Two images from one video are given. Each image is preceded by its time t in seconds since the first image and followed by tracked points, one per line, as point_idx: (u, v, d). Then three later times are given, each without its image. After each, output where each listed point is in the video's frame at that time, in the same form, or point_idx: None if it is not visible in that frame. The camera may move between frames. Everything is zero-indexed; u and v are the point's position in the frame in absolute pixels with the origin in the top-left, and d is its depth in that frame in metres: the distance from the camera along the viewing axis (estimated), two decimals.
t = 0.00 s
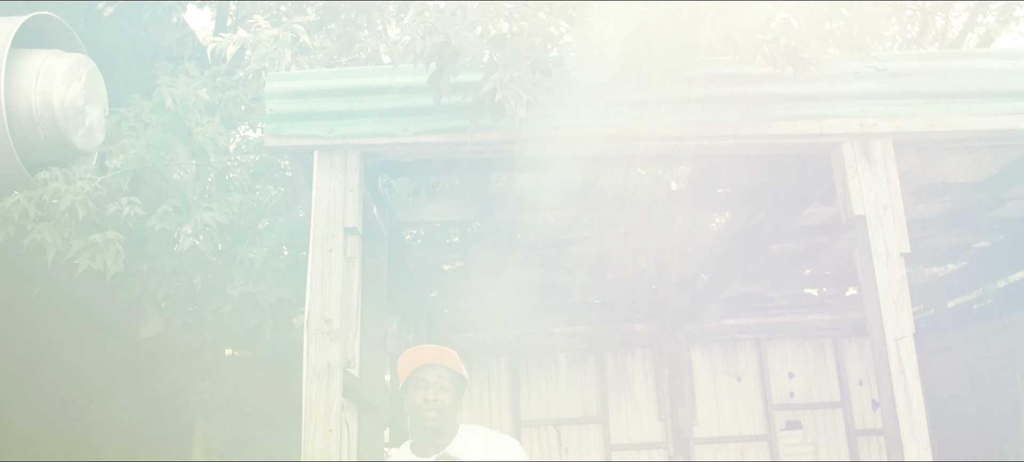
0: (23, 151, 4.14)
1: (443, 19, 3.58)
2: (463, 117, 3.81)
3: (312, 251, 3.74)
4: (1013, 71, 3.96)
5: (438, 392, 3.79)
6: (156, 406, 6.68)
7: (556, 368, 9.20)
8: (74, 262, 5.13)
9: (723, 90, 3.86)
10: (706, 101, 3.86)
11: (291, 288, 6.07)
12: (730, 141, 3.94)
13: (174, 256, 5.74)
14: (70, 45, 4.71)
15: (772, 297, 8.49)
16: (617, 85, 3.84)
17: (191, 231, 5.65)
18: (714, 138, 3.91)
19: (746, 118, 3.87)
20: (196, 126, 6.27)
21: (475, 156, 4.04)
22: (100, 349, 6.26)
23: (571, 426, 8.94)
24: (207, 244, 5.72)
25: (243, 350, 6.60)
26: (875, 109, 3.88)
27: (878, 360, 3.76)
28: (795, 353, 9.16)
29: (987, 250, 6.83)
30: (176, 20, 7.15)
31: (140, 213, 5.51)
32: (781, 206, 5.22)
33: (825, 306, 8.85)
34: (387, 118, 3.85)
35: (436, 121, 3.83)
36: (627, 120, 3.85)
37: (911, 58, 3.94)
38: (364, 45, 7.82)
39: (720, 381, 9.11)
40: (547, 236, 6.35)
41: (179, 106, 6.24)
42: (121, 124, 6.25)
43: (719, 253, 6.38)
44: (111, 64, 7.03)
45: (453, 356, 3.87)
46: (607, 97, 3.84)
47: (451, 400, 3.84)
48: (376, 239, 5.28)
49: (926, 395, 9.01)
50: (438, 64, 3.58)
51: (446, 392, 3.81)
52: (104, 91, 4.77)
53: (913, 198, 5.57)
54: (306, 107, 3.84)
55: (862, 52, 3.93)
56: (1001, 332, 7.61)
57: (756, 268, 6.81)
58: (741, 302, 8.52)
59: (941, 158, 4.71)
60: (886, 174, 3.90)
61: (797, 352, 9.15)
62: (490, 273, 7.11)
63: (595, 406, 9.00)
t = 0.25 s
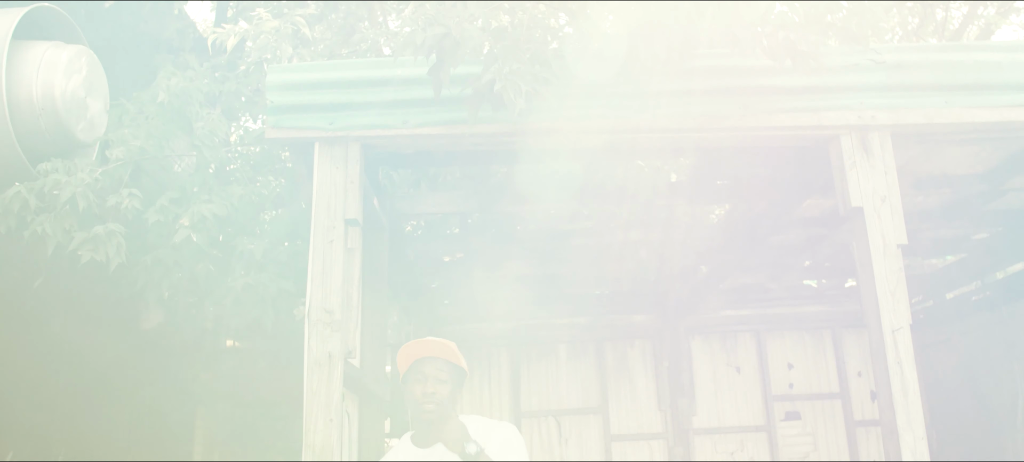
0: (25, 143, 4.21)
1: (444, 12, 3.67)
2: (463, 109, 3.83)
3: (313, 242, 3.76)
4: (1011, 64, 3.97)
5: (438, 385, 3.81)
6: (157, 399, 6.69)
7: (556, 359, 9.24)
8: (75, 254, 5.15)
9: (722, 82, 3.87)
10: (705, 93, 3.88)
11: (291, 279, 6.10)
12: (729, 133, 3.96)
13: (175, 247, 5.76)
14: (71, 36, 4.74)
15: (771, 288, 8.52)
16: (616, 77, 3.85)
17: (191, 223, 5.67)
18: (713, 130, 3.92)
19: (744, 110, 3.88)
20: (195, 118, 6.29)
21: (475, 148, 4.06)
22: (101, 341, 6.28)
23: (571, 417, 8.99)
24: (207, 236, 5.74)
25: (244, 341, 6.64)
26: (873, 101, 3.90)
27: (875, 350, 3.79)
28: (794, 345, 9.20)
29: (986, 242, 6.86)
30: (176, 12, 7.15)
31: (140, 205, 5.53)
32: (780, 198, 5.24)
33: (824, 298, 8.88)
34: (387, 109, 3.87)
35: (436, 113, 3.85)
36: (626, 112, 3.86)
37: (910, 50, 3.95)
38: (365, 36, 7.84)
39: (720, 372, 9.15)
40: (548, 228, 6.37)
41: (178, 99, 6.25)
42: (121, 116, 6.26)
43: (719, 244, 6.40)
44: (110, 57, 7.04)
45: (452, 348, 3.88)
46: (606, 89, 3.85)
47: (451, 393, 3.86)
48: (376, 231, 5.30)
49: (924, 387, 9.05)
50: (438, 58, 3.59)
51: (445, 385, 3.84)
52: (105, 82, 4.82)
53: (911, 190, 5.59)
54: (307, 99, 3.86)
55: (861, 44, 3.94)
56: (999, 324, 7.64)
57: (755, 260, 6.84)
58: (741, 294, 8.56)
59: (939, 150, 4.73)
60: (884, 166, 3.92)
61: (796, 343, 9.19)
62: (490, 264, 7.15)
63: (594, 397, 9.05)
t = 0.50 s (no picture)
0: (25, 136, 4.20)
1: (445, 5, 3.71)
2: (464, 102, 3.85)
3: (314, 235, 3.79)
4: (1008, 57, 3.99)
5: (434, 379, 3.85)
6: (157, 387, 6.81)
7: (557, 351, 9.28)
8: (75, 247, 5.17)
9: (721, 75, 3.89)
10: (704, 87, 3.90)
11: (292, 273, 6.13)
12: (727, 127, 3.98)
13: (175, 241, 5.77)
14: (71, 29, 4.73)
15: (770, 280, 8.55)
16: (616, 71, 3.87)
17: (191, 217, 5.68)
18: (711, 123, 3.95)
19: (743, 104, 3.90)
20: (195, 112, 6.29)
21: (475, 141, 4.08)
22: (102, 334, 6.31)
23: (571, 409, 9.03)
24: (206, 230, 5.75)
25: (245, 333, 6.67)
26: (870, 94, 3.92)
27: (872, 342, 3.82)
28: (793, 337, 9.24)
29: (985, 234, 6.88)
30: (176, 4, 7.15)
31: (140, 198, 5.55)
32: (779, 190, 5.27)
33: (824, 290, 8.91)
34: (388, 103, 3.89)
35: (436, 107, 3.87)
36: (625, 105, 3.89)
37: (908, 44, 3.97)
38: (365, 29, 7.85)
39: (719, 364, 9.19)
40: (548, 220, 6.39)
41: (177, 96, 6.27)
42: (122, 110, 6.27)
43: (718, 236, 6.43)
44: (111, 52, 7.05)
45: (445, 341, 3.89)
46: (605, 82, 3.87)
47: (449, 386, 3.89)
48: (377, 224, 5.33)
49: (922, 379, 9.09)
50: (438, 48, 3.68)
51: (442, 378, 3.87)
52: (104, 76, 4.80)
53: (910, 182, 5.62)
54: (308, 92, 3.88)
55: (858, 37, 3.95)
56: (997, 315, 7.68)
57: (754, 252, 6.87)
58: (740, 286, 8.59)
59: (937, 143, 4.75)
60: (881, 159, 3.94)
61: (795, 335, 9.23)
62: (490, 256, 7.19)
63: (594, 388, 9.09)
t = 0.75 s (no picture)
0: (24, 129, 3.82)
1: None
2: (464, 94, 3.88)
3: (314, 226, 3.82)
4: (1006, 49, 4.00)
5: (430, 370, 3.90)
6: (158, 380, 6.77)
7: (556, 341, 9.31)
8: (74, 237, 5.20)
9: (719, 67, 3.91)
10: (703, 79, 3.92)
11: (293, 263, 6.16)
12: (726, 118, 4.01)
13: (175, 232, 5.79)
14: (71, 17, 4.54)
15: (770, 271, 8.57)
16: (615, 62, 3.88)
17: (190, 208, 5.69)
18: (709, 115, 3.97)
19: (741, 96, 3.93)
20: (196, 103, 6.29)
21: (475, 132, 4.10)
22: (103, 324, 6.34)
23: (570, 399, 9.07)
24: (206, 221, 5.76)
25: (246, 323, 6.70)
26: (868, 86, 3.95)
27: (868, 332, 3.84)
28: (792, 327, 9.27)
29: (983, 226, 6.91)
30: None
31: (139, 189, 5.56)
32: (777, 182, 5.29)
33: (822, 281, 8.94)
34: (387, 94, 3.91)
35: (436, 98, 3.89)
36: (625, 97, 3.91)
37: (906, 36, 3.98)
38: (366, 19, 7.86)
39: (718, 355, 9.23)
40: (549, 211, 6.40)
41: (177, 85, 6.25)
42: (122, 101, 6.28)
43: (717, 228, 6.45)
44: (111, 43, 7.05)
45: (441, 333, 3.92)
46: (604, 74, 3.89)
47: (446, 377, 3.93)
48: (377, 215, 5.35)
49: (920, 370, 9.13)
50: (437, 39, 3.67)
51: (438, 370, 3.92)
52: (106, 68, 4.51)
53: (909, 174, 5.63)
54: (307, 84, 3.90)
55: (857, 29, 3.96)
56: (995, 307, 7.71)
57: (753, 243, 6.89)
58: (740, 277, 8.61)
59: (935, 135, 4.77)
60: (878, 150, 3.97)
61: (794, 326, 9.27)
62: (490, 247, 7.21)
63: (594, 379, 9.13)
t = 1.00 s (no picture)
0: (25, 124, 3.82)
1: None
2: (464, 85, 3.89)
3: (315, 217, 3.85)
4: (1004, 40, 4.02)
5: (429, 362, 3.93)
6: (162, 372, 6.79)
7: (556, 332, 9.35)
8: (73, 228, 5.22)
9: (718, 59, 3.93)
10: (701, 70, 3.93)
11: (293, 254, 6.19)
12: (724, 109, 4.03)
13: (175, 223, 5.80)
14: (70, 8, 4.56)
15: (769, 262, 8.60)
16: (614, 54, 3.90)
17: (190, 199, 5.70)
18: (708, 106, 3.99)
19: (740, 87, 3.94)
20: (196, 93, 6.29)
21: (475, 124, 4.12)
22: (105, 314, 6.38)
23: (570, 389, 9.12)
24: (206, 213, 5.77)
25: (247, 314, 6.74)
26: (866, 77, 3.96)
27: (865, 322, 3.87)
28: (791, 318, 9.31)
29: (982, 216, 6.93)
30: None
31: (139, 180, 5.57)
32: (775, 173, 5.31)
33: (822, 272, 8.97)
34: (388, 86, 3.93)
35: (436, 90, 3.91)
36: (623, 88, 3.92)
37: (904, 27, 3.99)
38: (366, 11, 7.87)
39: (717, 345, 9.27)
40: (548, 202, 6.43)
41: (178, 75, 6.24)
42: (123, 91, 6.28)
43: (716, 219, 6.47)
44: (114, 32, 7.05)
45: (439, 325, 3.94)
46: (603, 66, 3.90)
47: (444, 368, 3.96)
48: (377, 207, 5.37)
49: (919, 360, 9.17)
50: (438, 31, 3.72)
51: (436, 361, 3.94)
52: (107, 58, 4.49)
53: (908, 165, 5.65)
54: (308, 76, 3.92)
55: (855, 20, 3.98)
56: (993, 297, 7.74)
57: (752, 234, 6.92)
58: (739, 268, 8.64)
59: (933, 126, 4.79)
60: (876, 141, 3.99)
61: (793, 317, 9.30)
62: (490, 238, 7.24)
63: (594, 369, 9.17)
